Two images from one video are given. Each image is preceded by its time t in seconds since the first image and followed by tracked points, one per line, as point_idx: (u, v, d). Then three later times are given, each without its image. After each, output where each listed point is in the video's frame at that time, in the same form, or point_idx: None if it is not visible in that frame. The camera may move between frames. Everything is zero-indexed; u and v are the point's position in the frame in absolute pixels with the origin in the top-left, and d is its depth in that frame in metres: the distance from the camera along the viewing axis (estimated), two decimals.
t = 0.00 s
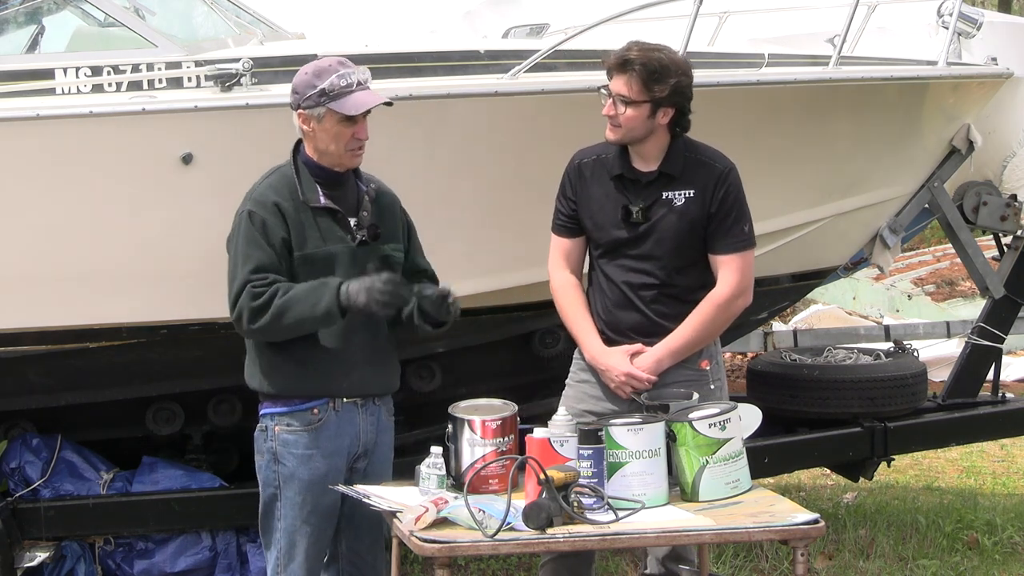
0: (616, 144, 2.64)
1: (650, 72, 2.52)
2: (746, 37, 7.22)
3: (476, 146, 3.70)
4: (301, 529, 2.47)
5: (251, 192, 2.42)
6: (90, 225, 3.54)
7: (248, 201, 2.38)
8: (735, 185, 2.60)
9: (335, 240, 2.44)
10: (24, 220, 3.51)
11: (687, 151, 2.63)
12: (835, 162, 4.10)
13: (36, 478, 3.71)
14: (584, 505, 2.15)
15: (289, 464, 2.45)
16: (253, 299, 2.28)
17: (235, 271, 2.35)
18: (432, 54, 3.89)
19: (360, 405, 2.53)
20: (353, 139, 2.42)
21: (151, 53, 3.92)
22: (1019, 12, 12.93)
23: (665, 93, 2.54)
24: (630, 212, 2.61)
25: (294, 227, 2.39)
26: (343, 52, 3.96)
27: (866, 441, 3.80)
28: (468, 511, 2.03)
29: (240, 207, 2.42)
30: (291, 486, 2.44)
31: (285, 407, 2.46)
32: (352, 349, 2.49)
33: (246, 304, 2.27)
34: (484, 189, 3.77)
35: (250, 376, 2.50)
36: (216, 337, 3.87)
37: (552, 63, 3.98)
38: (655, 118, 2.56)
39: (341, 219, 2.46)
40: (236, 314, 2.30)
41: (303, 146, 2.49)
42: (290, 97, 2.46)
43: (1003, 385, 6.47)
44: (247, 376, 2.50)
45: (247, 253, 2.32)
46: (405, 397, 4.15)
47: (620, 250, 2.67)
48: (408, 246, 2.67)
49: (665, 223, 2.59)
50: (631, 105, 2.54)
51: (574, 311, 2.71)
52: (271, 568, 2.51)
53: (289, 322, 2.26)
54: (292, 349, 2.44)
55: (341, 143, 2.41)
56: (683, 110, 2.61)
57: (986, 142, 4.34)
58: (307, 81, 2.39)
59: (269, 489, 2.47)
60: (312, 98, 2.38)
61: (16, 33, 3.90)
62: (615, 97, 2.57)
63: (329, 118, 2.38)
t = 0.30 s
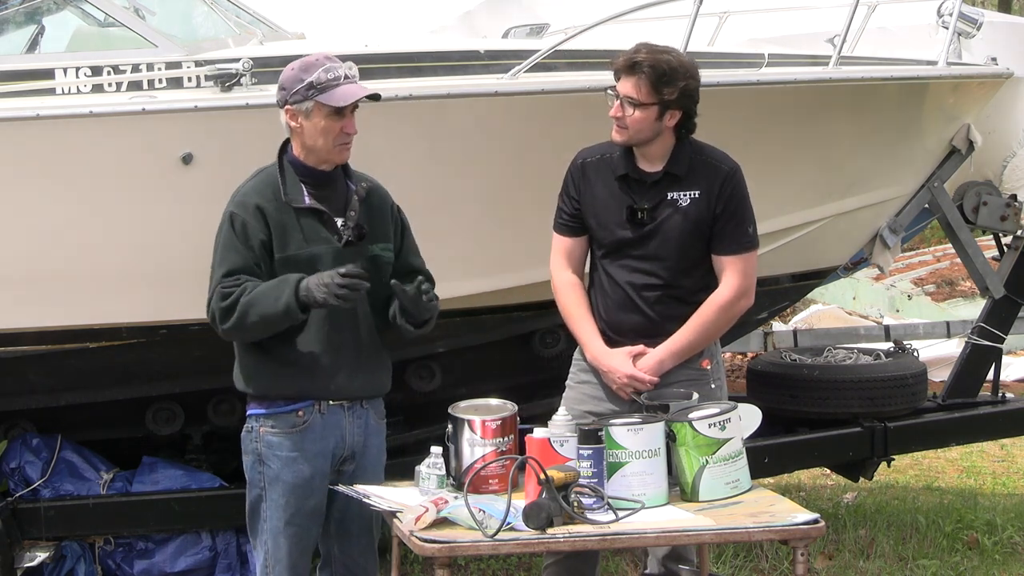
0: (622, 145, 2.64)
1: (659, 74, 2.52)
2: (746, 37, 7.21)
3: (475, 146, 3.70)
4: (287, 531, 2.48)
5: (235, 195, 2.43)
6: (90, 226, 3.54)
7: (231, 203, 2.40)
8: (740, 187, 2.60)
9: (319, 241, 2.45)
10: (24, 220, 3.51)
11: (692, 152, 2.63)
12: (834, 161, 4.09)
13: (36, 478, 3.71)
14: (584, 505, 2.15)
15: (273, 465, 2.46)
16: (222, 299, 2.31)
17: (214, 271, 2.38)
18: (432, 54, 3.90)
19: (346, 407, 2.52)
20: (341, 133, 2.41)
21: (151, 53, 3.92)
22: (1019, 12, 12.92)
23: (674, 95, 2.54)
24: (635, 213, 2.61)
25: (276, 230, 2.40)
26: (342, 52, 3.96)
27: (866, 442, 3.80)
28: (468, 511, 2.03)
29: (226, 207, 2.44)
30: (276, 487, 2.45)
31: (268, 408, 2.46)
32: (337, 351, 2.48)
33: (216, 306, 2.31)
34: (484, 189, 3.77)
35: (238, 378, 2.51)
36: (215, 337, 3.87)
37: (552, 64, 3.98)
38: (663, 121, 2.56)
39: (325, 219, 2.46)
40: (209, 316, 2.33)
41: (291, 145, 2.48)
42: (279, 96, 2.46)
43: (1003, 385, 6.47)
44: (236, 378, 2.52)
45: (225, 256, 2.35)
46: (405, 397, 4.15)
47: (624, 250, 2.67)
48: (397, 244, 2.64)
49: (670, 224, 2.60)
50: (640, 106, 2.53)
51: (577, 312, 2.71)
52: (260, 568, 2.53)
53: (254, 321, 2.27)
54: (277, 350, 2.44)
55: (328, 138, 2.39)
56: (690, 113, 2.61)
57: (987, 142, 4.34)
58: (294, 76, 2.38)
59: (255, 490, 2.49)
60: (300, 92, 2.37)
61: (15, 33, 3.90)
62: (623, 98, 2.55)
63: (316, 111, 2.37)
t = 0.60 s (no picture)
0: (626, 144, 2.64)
1: (666, 76, 2.52)
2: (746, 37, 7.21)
3: (475, 146, 3.70)
4: (281, 533, 2.47)
5: (230, 196, 2.42)
6: (89, 226, 3.54)
7: (226, 204, 2.39)
8: (743, 188, 2.60)
9: (314, 246, 2.42)
10: (23, 220, 3.51)
11: (696, 153, 2.63)
12: (834, 162, 4.10)
13: (36, 478, 3.71)
14: (584, 505, 2.15)
15: (265, 467, 2.46)
16: (210, 314, 2.30)
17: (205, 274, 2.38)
18: (432, 54, 3.89)
19: (339, 409, 2.53)
20: (344, 139, 2.42)
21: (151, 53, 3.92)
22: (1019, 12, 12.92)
23: (681, 97, 2.54)
24: (638, 212, 2.61)
25: (270, 234, 2.38)
26: (342, 52, 3.96)
27: (866, 442, 3.80)
28: (468, 511, 2.03)
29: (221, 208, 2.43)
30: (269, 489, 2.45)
31: (259, 410, 2.46)
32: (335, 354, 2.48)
33: (204, 317, 2.31)
34: (484, 189, 3.77)
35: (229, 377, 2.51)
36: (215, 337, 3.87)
37: (551, 63, 3.97)
38: (667, 123, 2.56)
39: (320, 224, 2.44)
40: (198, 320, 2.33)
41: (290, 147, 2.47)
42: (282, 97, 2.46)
43: (1003, 385, 6.47)
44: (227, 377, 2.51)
45: (218, 260, 2.34)
46: (405, 397, 4.15)
47: (625, 249, 2.67)
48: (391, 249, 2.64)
49: (672, 224, 2.59)
50: (645, 107, 2.54)
51: (575, 311, 2.71)
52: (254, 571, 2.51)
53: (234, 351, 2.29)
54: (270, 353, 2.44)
55: (330, 142, 2.40)
56: (695, 116, 2.62)
57: (987, 142, 4.34)
58: (302, 78, 2.39)
59: (248, 493, 2.48)
60: (308, 94, 2.37)
61: (15, 33, 3.90)
62: (629, 99, 2.56)
63: (323, 115, 2.38)
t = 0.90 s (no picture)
0: (627, 145, 2.64)
1: (667, 77, 2.52)
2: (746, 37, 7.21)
3: (475, 146, 3.70)
4: (285, 533, 2.47)
5: (236, 196, 2.41)
6: (89, 226, 3.54)
7: (232, 205, 2.38)
8: (744, 189, 2.60)
9: (320, 249, 2.43)
10: (23, 219, 3.51)
11: (697, 153, 2.63)
12: (834, 162, 4.09)
13: (36, 478, 3.71)
14: (584, 505, 2.15)
15: (268, 467, 2.45)
16: (218, 321, 2.29)
17: (210, 274, 2.36)
18: (432, 54, 3.89)
19: (341, 409, 2.54)
20: (354, 144, 2.42)
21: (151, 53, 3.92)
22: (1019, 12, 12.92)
23: (682, 98, 2.54)
24: (639, 213, 2.61)
25: (276, 235, 2.38)
26: (342, 52, 3.96)
27: (866, 442, 3.79)
28: (468, 511, 2.03)
29: (225, 208, 2.42)
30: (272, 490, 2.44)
31: (261, 410, 2.46)
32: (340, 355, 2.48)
33: (212, 322, 2.29)
34: (484, 189, 3.77)
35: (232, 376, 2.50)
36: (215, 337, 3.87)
37: (552, 63, 3.97)
38: (668, 124, 2.56)
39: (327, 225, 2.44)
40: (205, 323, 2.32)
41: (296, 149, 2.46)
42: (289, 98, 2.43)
43: (1002, 385, 6.47)
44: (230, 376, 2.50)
45: (225, 262, 2.32)
46: (405, 397, 4.15)
47: (626, 250, 2.67)
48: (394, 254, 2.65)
49: (674, 224, 2.59)
50: (645, 108, 2.54)
51: (576, 312, 2.71)
52: (257, 570, 2.51)
53: (242, 361, 2.27)
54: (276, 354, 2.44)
55: (342, 146, 2.40)
56: (696, 116, 2.62)
57: (987, 142, 4.34)
58: (313, 82, 2.37)
59: (250, 493, 2.48)
60: (318, 98, 2.36)
61: (16, 33, 3.91)
62: (630, 99, 2.55)
63: (334, 119, 2.37)
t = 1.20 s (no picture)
0: (627, 145, 2.64)
1: (667, 77, 2.52)
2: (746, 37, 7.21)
3: (475, 146, 3.70)
4: (300, 529, 2.47)
5: (252, 192, 2.39)
6: (89, 226, 3.54)
7: (249, 201, 2.37)
8: (744, 191, 2.60)
9: (336, 244, 2.43)
10: (23, 219, 3.51)
11: (698, 154, 2.63)
12: (834, 162, 4.09)
13: (36, 478, 3.71)
14: (584, 505, 2.15)
15: (286, 465, 2.45)
16: (239, 316, 2.27)
17: (227, 271, 2.34)
18: (432, 54, 3.89)
19: (356, 407, 2.54)
20: (367, 137, 2.42)
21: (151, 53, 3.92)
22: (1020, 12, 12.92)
23: (682, 98, 2.54)
24: (640, 214, 2.61)
25: (294, 231, 2.37)
26: (343, 52, 3.96)
27: (866, 442, 3.79)
28: (468, 511, 2.03)
29: (240, 204, 2.40)
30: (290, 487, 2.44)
31: (279, 408, 2.45)
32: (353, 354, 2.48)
33: (233, 318, 2.26)
34: (484, 189, 3.77)
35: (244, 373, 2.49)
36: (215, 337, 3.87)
37: (551, 63, 3.97)
38: (668, 124, 2.56)
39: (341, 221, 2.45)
40: (224, 319, 2.29)
41: (307, 145, 2.46)
42: (300, 95, 2.43)
43: (1002, 386, 6.47)
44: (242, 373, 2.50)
45: (243, 258, 2.30)
46: (405, 397, 4.15)
47: (627, 250, 2.66)
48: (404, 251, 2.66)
49: (674, 225, 2.59)
50: (645, 108, 2.54)
51: (576, 312, 2.71)
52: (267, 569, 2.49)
53: (265, 357, 2.26)
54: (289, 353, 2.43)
55: (355, 140, 2.40)
56: (697, 116, 2.61)
57: (987, 142, 4.34)
58: (327, 77, 2.37)
59: (265, 491, 2.46)
60: (332, 92, 2.36)
61: (16, 33, 3.91)
62: (630, 99, 2.56)
63: (348, 113, 2.37)
